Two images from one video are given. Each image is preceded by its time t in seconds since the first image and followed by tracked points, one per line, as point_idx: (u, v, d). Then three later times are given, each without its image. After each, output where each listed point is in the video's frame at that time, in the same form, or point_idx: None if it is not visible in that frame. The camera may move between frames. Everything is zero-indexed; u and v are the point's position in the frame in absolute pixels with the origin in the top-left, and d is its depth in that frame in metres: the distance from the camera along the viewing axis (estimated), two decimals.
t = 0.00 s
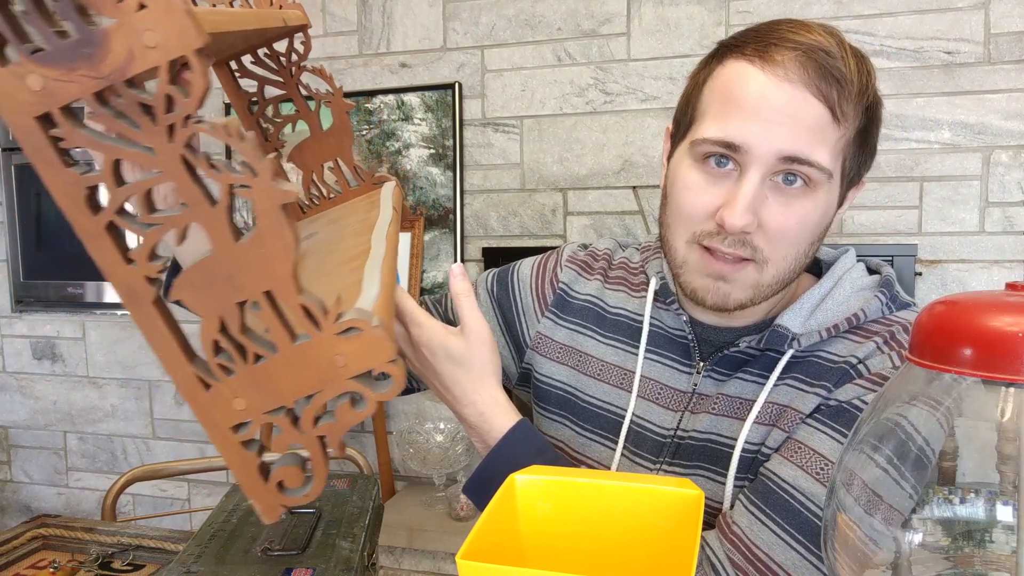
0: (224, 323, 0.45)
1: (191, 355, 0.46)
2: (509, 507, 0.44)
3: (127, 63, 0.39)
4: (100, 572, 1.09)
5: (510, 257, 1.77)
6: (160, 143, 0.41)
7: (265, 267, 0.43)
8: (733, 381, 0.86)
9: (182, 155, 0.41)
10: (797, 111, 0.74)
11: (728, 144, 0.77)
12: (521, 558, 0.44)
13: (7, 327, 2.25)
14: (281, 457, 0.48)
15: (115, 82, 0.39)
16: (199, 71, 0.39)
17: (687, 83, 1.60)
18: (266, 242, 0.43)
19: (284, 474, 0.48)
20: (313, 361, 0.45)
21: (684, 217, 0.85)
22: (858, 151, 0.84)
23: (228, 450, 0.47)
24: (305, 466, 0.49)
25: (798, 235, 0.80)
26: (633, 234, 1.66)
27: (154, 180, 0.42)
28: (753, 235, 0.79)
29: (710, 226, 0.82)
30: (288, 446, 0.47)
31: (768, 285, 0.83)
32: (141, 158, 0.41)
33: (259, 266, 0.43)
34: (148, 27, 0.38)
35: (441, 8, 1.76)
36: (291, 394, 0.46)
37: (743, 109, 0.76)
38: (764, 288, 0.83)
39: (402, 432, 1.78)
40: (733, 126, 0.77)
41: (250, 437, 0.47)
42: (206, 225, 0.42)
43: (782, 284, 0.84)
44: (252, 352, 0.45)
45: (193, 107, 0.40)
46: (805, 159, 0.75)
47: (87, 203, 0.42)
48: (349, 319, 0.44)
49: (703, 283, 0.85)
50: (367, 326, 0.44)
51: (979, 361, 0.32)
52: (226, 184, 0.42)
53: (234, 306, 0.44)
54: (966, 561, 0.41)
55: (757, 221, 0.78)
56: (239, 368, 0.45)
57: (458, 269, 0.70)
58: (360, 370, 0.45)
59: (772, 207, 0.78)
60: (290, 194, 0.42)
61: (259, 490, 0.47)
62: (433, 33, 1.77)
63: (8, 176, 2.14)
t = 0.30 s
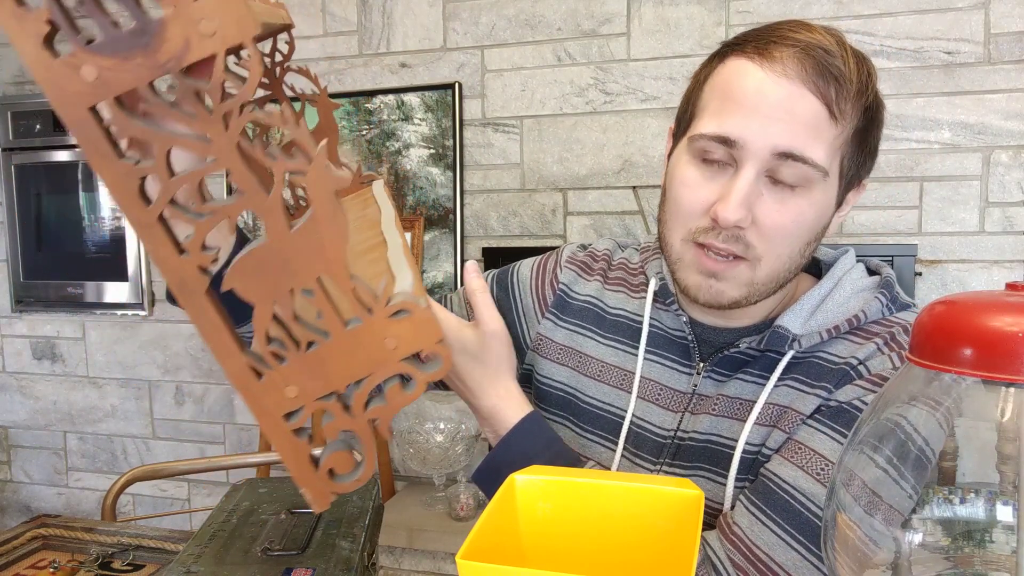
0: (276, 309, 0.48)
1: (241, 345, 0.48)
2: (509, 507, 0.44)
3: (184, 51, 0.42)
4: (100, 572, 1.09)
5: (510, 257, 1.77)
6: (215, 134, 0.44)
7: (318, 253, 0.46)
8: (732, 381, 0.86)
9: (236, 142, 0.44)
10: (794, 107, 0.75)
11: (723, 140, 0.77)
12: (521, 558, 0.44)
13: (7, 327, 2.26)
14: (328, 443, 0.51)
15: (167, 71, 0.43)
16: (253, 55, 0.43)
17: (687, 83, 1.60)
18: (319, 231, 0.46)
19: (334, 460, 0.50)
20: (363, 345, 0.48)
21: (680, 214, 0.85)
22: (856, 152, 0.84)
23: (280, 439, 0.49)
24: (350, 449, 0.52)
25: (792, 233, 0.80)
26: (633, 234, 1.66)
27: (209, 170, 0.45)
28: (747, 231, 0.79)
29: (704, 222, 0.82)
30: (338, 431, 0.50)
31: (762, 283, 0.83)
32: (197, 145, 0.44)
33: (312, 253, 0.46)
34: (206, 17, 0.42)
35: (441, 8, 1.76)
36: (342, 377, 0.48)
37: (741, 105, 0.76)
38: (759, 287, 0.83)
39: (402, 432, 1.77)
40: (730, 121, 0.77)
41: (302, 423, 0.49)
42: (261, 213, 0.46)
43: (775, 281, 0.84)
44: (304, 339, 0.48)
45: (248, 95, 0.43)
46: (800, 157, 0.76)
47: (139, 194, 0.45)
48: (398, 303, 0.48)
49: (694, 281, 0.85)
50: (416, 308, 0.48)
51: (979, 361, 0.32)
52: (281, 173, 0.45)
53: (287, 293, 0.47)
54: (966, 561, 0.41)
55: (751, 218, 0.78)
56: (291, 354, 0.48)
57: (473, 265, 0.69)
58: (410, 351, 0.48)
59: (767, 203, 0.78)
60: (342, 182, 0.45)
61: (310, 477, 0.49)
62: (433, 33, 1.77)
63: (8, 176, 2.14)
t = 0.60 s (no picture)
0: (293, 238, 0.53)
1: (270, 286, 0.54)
2: (509, 508, 0.44)
3: None
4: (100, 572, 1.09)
5: (510, 257, 1.77)
6: (218, 57, 0.51)
7: (326, 176, 0.51)
8: (737, 382, 0.86)
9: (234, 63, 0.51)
10: (785, 92, 0.77)
11: (716, 123, 0.79)
12: (521, 558, 0.44)
13: (7, 327, 2.26)
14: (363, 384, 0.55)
15: None
16: None
17: (687, 83, 1.60)
18: (328, 152, 0.50)
19: (367, 404, 0.55)
20: (380, 272, 0.52)
21: (673, 197, 0.86)
22: (853, 148, 0.85)
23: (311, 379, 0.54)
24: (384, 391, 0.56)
25: (781, 221, 0.81)
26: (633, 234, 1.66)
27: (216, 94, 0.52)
28: (735, 214, 0.80)
29: (695, 205, 0.83)
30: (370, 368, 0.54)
31: (752, 272, 0.83)
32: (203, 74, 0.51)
33: (321, 177, 0.51)
34: None
35: (441, 8, 1.76)
36: (366, 307, 0.53)
37: (734, 90, 0.78)
38: (748, 274, 0.83)
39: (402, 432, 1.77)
40: (722, 105, 0.79)
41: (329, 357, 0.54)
42: (269, 137, 0.51)
43: (766, 270, 0.84)
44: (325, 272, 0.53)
45: (244, 16, 0.51)
46: (790, 141, 0.77)
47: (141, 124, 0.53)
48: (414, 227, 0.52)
49: (681, 264, 0.85)
50: (434, 228, 0.52)
51: (979, 361, 0.32)
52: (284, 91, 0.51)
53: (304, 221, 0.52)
54: (966, 561, 0.41)
55: (739, 200, 0.79)
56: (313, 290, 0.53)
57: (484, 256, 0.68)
58: (436, 271, 0.52)
59: (755, 187, 0.80)
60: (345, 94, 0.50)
61: (345, 422, 0.54)
62: (433, 32, 1.77)
63: (8, 176, 2.14)
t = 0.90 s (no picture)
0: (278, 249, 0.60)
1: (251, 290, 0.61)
2: (509, 507, 0.44)
3: None
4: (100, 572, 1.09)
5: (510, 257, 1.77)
6: (213, 63, 0.59)
7: (317, 194, 0.59)
8: (721, 362, 0.88)
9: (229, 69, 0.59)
10: (747, 79, 0.83)
11: (686, 112, 0.86)
12: (521, 558, 0.44)
13: (8, 327, 2.26)
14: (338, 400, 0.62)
15: None
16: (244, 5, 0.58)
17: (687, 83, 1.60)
18: (316, 161, 0.58)
19: (342, 422, 0.61)
20: (366, 282, 0.59)
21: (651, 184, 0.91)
22: (818, 131, 0.90)
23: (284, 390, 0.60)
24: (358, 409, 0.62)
25: (751, 200, 0.87)
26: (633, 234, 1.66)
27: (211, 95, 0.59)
28: (708, 195, 0.85)
29: (671, 189, 0.88)
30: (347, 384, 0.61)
31: (726, 249, 0.88)
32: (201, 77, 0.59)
33: (313, 195, 0.59)
34: None
35: (441, 8, 1.76)
36: (348, 318, 0.60)
37: (700, 81, 0.85)
38: (722, 252, 0.88)
39: (402, 432, 1.77)
40: (691, 95, 0.85)
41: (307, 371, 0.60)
42: (266, 153, 0.58)
43: (739, 248, 0.89)
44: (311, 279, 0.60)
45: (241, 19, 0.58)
46: (754, 123, 0.83)
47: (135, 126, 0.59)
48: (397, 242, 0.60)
49: (661, 246, 0.90)
50: (421, 247, 0.60)
51: (980, 361, 0.32)
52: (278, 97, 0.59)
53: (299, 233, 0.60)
54: (966, 561, 0.40)
55: (712, 181, 0.85)
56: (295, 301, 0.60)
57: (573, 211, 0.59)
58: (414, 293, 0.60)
59: (726, 168, 0.85)
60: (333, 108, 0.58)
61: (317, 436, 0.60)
62: (433, 33, 1.77)
63: (8, 176, 2.15)
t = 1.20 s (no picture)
0: (360, 276, 0.51)
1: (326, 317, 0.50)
2: (509, 507, 0.44)
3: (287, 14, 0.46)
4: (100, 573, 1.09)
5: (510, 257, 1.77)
6: (312, 93, 0.49)
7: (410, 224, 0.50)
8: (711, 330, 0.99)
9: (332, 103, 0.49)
10: (717, 83, 0.90)
11: (661, 116, 0.92)
12: (521, 557, 0.44)
13: (8, 327, 2.26)
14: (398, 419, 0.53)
15: (274, 33, 0.47)
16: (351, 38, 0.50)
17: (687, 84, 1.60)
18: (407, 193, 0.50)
19: (406, 435, 0.52)
20: (444, 314, 0.51)
21: (632, 184, 0.97)
22: (778, 127, 0.99)
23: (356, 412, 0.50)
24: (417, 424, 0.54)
25: (725, 195, 0.93)
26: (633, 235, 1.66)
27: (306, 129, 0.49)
28: (687, 193, 0.92)
29: (651, 189, 0.94)
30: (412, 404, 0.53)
31: (703, 242, 0.95)
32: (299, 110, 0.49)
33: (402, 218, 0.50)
34: None
35: (441, 8, 1.76)
36: (418, 346, 0.51)
37: (674, 85, 0.91)
38: (700, 245, 0.95)
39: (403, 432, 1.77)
40: (666, 99, 0.91)
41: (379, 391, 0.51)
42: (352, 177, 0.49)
43: (714, 240, 0.97)
44: (387, 307, 0.50)
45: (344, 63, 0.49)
46: (725, 123, 0.90)
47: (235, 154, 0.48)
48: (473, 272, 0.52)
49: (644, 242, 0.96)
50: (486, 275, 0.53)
51: (979, 361, 0.32)
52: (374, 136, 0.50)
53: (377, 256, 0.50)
54: (966, 561, 0.40)
55: (689, 180, 0.91)
56: (374, 325, 0.50)
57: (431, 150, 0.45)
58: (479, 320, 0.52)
59: (701, 167, 0.91)
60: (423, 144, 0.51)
61: (384, 456, 0.51)
62: (433, 33, 1.77)
63: (8, 176, 2.15)
